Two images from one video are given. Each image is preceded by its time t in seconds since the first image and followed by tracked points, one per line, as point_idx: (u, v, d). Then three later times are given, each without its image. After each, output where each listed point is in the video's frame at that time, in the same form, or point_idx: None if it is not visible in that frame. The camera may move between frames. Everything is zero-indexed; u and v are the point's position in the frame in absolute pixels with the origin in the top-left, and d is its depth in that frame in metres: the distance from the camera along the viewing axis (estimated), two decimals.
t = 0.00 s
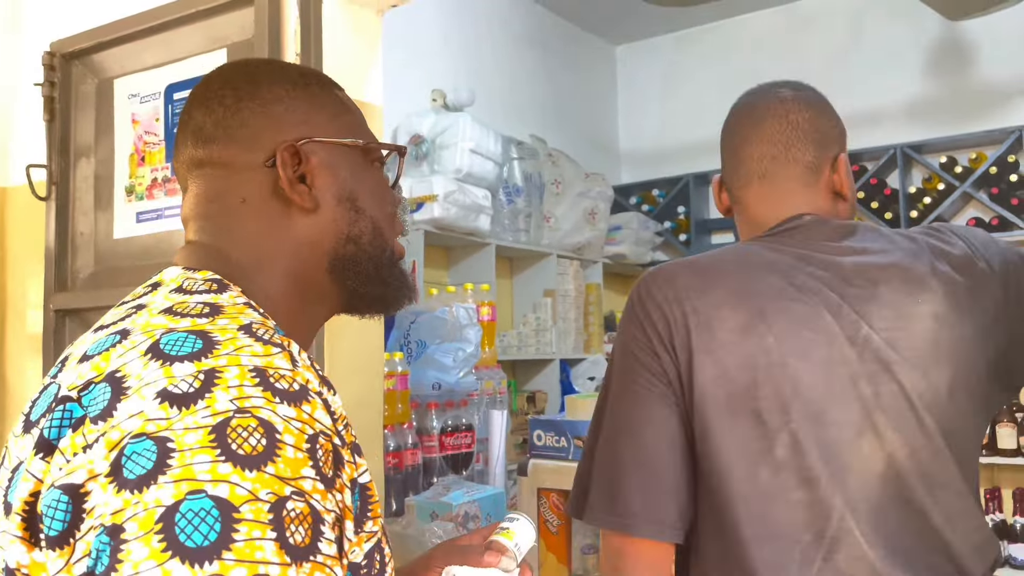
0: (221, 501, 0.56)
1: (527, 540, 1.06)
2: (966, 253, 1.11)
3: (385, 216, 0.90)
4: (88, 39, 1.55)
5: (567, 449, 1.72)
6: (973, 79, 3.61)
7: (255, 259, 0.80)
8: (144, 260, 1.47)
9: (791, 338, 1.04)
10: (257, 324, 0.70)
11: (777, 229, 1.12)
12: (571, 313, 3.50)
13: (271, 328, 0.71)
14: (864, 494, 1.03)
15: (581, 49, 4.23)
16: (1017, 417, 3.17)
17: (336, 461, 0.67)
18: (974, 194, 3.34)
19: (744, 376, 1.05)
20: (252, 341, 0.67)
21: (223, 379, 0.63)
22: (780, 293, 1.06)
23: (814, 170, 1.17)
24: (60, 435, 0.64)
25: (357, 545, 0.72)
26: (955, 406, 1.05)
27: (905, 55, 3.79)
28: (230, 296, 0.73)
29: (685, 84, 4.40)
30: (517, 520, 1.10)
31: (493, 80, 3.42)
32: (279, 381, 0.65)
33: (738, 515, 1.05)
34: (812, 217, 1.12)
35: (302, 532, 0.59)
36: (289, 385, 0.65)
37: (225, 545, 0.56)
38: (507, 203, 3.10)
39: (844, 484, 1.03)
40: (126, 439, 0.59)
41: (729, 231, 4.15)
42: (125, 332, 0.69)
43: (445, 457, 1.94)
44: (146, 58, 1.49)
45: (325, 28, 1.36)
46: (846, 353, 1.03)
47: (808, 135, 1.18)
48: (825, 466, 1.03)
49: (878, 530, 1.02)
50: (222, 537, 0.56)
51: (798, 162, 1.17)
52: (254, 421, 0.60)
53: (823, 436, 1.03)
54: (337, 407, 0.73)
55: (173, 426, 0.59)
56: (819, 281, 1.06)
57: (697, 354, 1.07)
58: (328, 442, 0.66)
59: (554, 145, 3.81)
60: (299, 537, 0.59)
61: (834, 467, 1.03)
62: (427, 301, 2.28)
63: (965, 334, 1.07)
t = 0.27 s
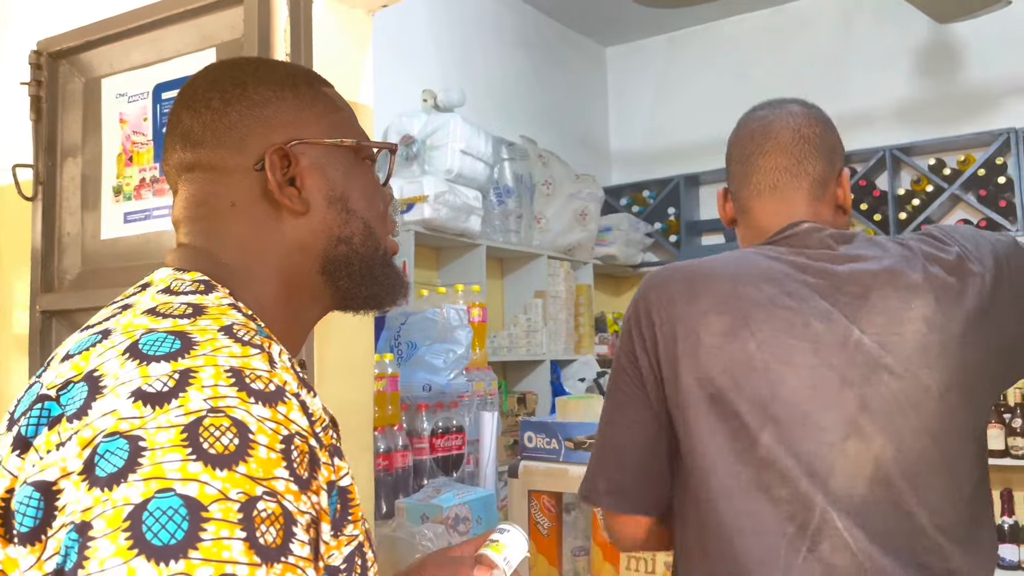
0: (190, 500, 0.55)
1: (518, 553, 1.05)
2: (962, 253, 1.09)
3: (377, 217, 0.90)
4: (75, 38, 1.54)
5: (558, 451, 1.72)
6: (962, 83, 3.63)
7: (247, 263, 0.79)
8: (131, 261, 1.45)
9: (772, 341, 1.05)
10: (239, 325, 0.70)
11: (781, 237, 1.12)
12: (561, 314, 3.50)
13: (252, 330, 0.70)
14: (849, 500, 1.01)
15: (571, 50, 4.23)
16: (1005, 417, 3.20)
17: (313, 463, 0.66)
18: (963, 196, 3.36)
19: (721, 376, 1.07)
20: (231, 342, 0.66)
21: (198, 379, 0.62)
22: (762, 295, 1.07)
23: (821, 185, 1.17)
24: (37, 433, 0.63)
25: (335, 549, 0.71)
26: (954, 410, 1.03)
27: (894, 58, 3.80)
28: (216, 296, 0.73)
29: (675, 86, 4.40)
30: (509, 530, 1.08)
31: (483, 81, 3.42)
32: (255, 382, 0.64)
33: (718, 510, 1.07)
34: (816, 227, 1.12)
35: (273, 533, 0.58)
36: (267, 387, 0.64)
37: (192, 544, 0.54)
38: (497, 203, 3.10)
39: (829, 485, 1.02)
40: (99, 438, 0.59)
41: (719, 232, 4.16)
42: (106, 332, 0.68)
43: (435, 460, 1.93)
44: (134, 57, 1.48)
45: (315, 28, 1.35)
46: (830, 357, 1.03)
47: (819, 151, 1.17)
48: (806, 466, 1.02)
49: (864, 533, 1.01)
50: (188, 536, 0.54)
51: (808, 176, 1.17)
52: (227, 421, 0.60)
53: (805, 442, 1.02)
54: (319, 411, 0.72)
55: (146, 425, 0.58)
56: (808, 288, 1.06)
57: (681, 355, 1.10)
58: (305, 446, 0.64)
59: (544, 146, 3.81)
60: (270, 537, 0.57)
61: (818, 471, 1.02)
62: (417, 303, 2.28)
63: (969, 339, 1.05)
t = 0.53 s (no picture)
0: (126, 502, 0.55)
1: None
2: (966, 271, 1.15)
3: (365, 229, 0.89)
4: (63, 38, 1.53)
5: (550, 453, 1.71)
6: (951, 85, 3.65)
7: (231, 276, 0.79)
8: (120, 263, 1.44)
9: (777, 339, 1.12)
10: (204, 328, 0.69)
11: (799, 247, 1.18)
12: (552, 316, 3.49)
13: (218, 332, 0.69)
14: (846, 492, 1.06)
15: (563, 52, 4.23)
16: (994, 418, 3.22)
17: (269, 466, 0.65)
18: (952, 198, 3.38)
19: (731, 373, 1.15)
20: (190, 343, 0.66)
21: (149, 379, 0.62)
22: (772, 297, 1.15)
23: (836, 206, 1.24)
24: None
25: (297, 559, 0.70)
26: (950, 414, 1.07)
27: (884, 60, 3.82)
28: (189, 301, 0.73)
29: (666, 87, 4.41)
30: (497, 560, 1.03)
31: (475, 82, 3.41)
32: (209, 384, 0.63)
33: (728, 494, 1.15)
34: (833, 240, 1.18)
35: (216, 537, 0.57)
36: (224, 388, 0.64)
37: (126, 546, 0.54)
38: (488, 205, 3.09)
39: (830, 476, 1.07)
40: (44, 435, 0.59)
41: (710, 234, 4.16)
42: (69, 332, 0.69)
43: (427, 462, 1.93)
44: (123, 58, 1.47)
45: (306, 30, 1.34)
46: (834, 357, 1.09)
47: (835, 175, 1.25)
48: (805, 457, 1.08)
49: (858, 522, 1.06)
50: (122, 538, 0.54)
51: (823, 197, 1.24)
52: (175, 421, 0.59)
53: (806, 435, 1.09)
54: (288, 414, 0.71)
55: (91, 424, 0.59)
56: (816, 292, 1.13)
57: (696, 350, 1.19)
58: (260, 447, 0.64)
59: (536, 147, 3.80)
60: (211, 541, 0.57)
61: (819, 462, 1.07)
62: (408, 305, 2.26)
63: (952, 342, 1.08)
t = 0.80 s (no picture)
0: None
1: None
2: (951, 272, 1.14)
3: (319, 225, 0.82)
4: (43, 38, 1.50)
5: (539, 458, 1.71)
6: (936, 88, 3.67)
7: (161, 281, 0.71)
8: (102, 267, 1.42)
9: (759, 335, 1.15)
10: (107, 347, 0.61)
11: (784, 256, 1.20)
12: (540, 318, 3.49)
13: (122, 352, 0.61)
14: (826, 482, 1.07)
15: (550, 53, 4.23)
16: (978, 420, 3.24)
17: (173, 511, 0.58)
18: (937, 200, 3.40)
19: (715, 368, 1.17)
20: (82, 368, 0.59)
21: (21, 418, 0.55)
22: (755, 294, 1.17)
23: (827, 214, 1.24)
24: None
25: None
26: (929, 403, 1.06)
27: (869, 63, 3.84)
28: (97, 311, 0.64)
29: (653, 89, 4.41)
30: None
31: (462, 84, 3.41)
32: (94, 420, 0.56)
33: (716, 484, 1.17)
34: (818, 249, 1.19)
35: None
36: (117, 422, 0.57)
37: None
38: (476, 207, 3.09)
39: (809, 465, 1.08)
40: None
41: (697, 236, 4.17)
42: None
43: (415, 467, 1.92)
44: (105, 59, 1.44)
45: (293, 33, 1.33)
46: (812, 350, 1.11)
47: (828, 183, 1.25)
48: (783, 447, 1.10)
49: (834, 512, 1.06)
50: None
51: (814, 206, 1.24)
52: (48, 470, 0.53)
53: (785, 428, 1.10)
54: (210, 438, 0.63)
55: None
56: (798, 291, 1.15)
57: (684, 344, 1.22)
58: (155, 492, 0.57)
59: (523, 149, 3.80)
60: None
61: (799, 453, 1.08)
62: (396, 308, 2.25)
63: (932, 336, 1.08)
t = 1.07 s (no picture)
0: None
1: None
2: (891, 275, 1.21)
3: (272, 204, 0.73)
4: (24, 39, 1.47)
5: (527, 465, 1.71)
6: (922, 93, 3.69)
7: (79, 286, 0.62)
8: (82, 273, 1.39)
9: (706, 342, 1.25)
10: None
11: (735, 266, 1.29)
12: (528, 322, 3.48)
13: None
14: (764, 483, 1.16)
15: (538, 57, 4.22)
16: (963, 422, 3.26)
17: None
18: (922, 205, 3.42)
19: (666, 375, 1.28)
20: None
21: None
22: (704, 306, 1.27)
23: (778, 228, 1.35)
24: None
25: None
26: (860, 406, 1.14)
27: (856, 68, 3.86)
28: None
29: (641, 93, 4.42)
30: None
31: (450, 88, 3.40)
32: None
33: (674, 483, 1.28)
34: (766, 259, 1.29)
35: None
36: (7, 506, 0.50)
37: None
38: (464, 211, 3.08)
39: (746, 464, 1.17)
40: None
41: (685, 239, 4.18)
42: None
43: (402, 474, 1.91)
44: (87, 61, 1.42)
45: (280, 40, 1.32)
46: (752, 359, 1.20)
47: (778, 199, 1.35)
48: (723, 449, 1.20)
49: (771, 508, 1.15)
50: None
51: (766, 220, 1.35)
52: None
53: (727, 432, 1.19)
54: (116, 508, 0.56)
55: None
56: (740, 300, 1.25)
57: (643, 352, 1.34)
58: None
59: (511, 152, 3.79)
60: None
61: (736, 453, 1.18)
62: (384, 313, 2.23)
63: (869, 340, 1.16)
